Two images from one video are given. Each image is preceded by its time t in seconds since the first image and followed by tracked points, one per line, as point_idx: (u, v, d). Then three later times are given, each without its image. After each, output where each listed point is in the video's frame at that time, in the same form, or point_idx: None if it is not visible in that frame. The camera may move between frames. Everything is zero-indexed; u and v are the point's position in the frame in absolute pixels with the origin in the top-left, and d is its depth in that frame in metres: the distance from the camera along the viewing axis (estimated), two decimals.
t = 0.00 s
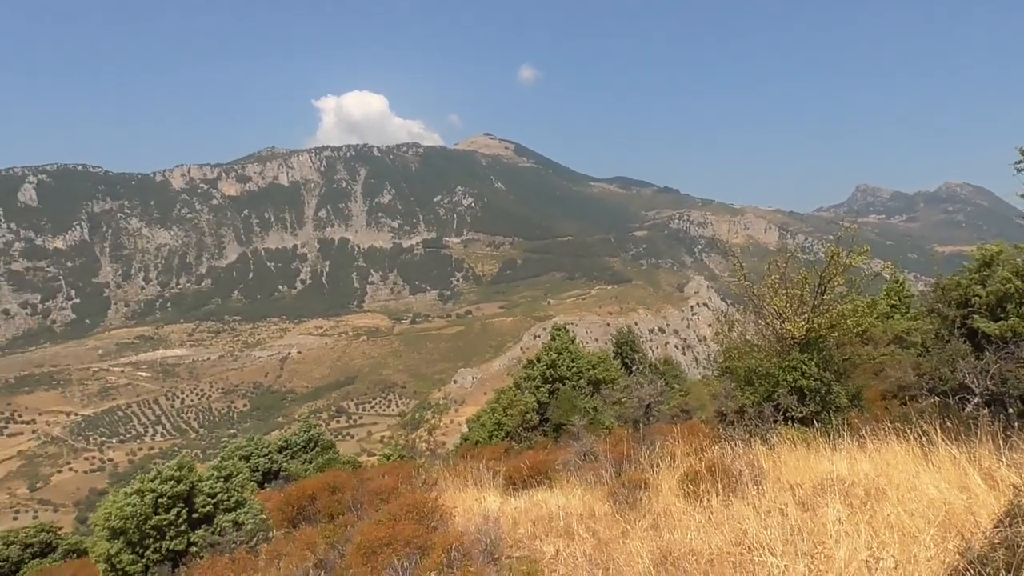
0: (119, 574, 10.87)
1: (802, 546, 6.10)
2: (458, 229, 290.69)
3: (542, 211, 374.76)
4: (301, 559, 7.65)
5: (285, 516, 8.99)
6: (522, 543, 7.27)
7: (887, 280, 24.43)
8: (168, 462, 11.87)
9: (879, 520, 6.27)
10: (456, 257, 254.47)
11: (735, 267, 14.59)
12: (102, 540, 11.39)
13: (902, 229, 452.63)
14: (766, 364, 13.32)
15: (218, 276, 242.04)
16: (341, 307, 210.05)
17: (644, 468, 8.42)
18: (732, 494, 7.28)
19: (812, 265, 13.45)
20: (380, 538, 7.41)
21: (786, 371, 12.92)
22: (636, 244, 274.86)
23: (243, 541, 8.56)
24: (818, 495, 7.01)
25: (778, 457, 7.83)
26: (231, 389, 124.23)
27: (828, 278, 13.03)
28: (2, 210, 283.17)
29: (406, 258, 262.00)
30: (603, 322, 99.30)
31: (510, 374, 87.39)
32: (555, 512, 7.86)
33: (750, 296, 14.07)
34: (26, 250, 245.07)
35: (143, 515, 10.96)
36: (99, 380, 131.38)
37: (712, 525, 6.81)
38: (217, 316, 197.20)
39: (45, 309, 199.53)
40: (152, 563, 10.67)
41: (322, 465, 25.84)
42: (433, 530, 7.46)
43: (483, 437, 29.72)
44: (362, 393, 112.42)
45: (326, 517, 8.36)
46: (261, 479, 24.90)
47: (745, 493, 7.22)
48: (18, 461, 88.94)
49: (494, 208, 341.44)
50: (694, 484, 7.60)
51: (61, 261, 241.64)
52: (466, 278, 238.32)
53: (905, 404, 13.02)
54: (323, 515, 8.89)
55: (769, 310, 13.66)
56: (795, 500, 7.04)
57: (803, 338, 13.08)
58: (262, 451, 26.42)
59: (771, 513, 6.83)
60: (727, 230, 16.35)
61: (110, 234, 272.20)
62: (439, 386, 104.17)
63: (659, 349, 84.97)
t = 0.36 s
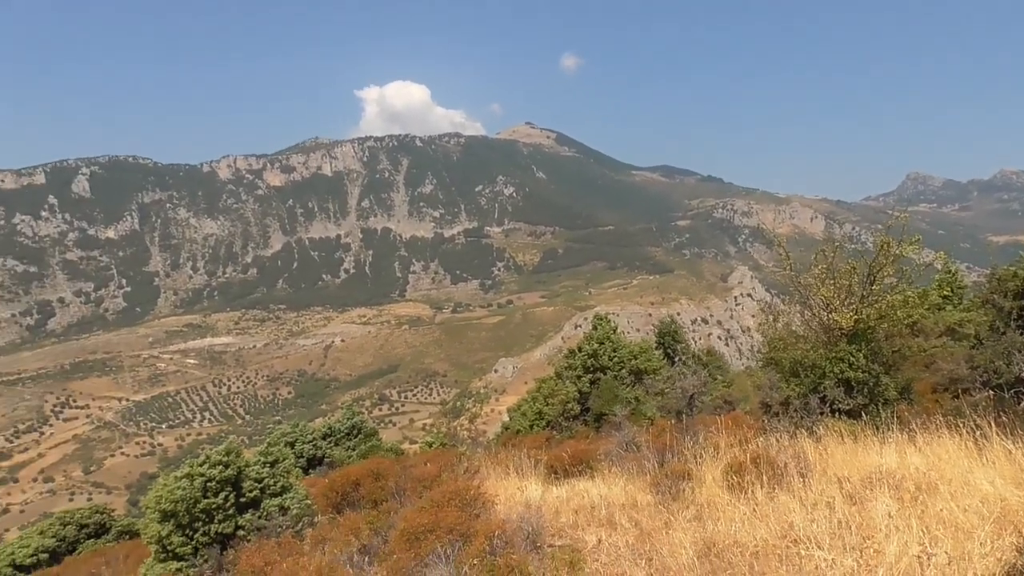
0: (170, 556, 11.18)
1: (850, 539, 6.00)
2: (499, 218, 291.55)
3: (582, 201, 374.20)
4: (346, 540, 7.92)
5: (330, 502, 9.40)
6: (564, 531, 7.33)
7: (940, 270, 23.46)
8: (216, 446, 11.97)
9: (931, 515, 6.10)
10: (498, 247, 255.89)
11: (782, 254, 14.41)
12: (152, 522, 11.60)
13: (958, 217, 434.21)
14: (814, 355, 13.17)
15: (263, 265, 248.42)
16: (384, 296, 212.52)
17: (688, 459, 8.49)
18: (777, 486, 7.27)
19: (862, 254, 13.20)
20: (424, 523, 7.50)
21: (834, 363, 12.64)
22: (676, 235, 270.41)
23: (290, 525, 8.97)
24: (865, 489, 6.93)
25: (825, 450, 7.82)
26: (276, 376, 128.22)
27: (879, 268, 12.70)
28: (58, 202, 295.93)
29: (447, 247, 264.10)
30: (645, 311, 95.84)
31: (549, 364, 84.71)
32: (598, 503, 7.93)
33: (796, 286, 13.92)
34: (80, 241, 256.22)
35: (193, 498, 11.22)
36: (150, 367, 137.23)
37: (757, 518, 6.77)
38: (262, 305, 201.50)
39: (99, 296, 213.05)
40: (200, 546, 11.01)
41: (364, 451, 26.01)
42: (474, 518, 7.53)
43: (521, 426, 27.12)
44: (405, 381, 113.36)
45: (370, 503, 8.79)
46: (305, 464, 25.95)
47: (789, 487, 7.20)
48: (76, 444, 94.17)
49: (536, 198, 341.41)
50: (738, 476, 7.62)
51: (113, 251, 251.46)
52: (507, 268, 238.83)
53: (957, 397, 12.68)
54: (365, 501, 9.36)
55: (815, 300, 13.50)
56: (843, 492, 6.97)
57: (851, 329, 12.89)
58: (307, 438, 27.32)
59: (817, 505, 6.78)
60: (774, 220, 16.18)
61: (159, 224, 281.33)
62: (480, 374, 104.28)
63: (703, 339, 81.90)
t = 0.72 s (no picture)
0: (219, 539, 12.00)
1: (900, 536, 5.88)
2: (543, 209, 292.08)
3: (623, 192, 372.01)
4: (391, 525, 8.30)
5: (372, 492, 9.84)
6: (607, 524, 7.32)
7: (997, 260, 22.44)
8: (264, 434, 12.76)
9: (986, 515, 5.96)
10: (539, 238, 257.13)
11: (832, 247, 14.24)
12: (203, 505, 12.39)
13: (1016, 208, 416.08)
14: (863, 349, 12.91)
15: (308, 255, 254.00)
16: (426, 286, 213.37)
17: (736, 453, 8.53)
18: (825, 482, 7.22)
19: (914, 245, 12.96)
20: (467, 512, 7.60)
21: (883, 357, 12.41)
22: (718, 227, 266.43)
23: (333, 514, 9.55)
24: (916, 485, 6.82)
25: (876, 445, 7.77)
26: (320, 364, 131.38)
27: (932, 260, 12.44)
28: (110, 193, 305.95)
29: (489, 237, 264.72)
30: (688, 303, 93.72)
31: (590, 354, 78.38)
32: (641, 496, 7.98)
33: (846, 279, 13.71)
34: (131, 230, 264.89)
35: (241, 483, 11.98)
36: (199, 354, 141.64)
37: (804, 512, 6.73)
38: (307, 294, 206.23)
39: (149, 285, 222.29)
40: (248, 530, 11.75)
41: (407, 440, 26.13)
42: (518, 507, 7.65)
43: (563, 418, 25.86)
44: (447, 370, 114.42)
45: (414, 493, 9.20)
46: (350, 452, 26.51)
47: (838, 481, 7.18)
48: (128, 428, 97.91)
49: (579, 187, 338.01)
50: (785, 469, 7.65)
51: (162, 241, 259.49)
52: (549, 258, 239.69)
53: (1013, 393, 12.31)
54: (406, 490, 9.80)
55: (865, 292, 13.30)
56: (896, 488, 6.85)
57: (902, 322, 12.65)
58: (352, 426, 27.87)
59: (868, 501, 6.66)
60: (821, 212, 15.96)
61: (206, 215, 288.71)
62: (522, 365, 104.28)
63: (747, 332, 81.41)
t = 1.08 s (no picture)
0: (269, 523, 12.58)
1: (955, 533, 5.74)
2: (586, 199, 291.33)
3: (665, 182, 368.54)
4: (439, 512, 8.74)
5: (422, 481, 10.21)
6: (653, 515, 7.45)
7: None
8: (312, 422, 13.30)
9: None
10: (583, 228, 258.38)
11: (886, 238, 13.92)
12: (254, 491, 13.03)
13: None
14: (916, 342, 12.65)
15: (354, 246, 257.96)
16: (470, 277, 214.39)
17: (784, 451, 8.86)
18: (876, 476, 7.23)
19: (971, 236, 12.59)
20: (513, 502, 7.78)
21: (937, 350, 12.14)
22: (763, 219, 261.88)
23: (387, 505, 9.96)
24: (972, 483, 6.67)
25: (929, 440, 7.71)
26: (366, 353, 133.91)
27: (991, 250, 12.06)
28: (164, 183, 310.20)
29: (533, 229, 266.44)
30: (736, 295, 91.89)
31: (636, 345, 77.28)
32: (689, 491, 8.23)
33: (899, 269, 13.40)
34: (183, 223, 271.08)
35: (291, 470, 12.56)
36: (248, 343, 145.37)
37: (854, 507, 6.66)
38: (354, 284, 210.63)
39: (200, 275, 228.43)
40: (297, 516, 12.25)
41: (454, 429, 26.66)
42: (565, 497, 7.84)
43: (609, 409, 26.10)
44: (491, 360, 114.92)
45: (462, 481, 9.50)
46: (397, 440, 27.16)
47: (891, 476, 7.14)
48: (180, 415, 101.06)
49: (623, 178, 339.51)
50: (835, 465, 7.73)
51: (213, 233, 266.84)
52: (593, 249, 239.53)
53: None
54: (454, 476, 11.39)
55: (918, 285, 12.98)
56: (948, 485, 6.73)
57: (957, 315, 12.32)
58: (397, 415, 28.31)
59: (920, 497, 6.58)
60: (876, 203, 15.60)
61: (254, 206, 294.89)
62: (566, 355, 103.92)
63: (796, 324, 80.30)
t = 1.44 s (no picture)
0: (324, 509, 13.23)
1: None
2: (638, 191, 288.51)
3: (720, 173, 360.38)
4: (489, 504, 9.88)
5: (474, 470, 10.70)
6: (705, 510, 7.82)
7: None
8: (366, 411, 13.87)
9: None
10: (634, 220, 255.60)
11: (948, 229, 13.38)
12: (307, 478, 13.59)
13: None
14: (980, 337, 12.44)
15: (407, 238, 263.03)
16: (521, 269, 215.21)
17: (842, 445, 9.02)
18: (939, 474, 7.09)
19: None
20: (566, 495, 8.41)
21: (1001, 346, 11.98)
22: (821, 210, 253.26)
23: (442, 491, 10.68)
24: None
25: (994, 439, 7.47)
26: (417, 344, 136.49)
27: None
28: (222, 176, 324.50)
29: (583, 221, 263.96)
30: (790, 288, 89.19)
31: (687, 339, 76.15)
32: (740, 488, 8.59)
33: (958, 260, 12.99)
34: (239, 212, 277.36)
35: (344, 458, 13.17)
36: (303, 333, 150.29)
37: (915, 505, 6.54)
38: (406, 276, 214.73)
39: (256, 265, 236.51)
40: (351, 503, 12.91)
41: (504, 420, 27.12)
42: (615, 491, 8.23)
43: (658, 403, 25.07)
44: (540, 352, 115.22)
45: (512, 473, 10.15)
46: (447, 429, 27.71)
47: (950, 473, 7.02)
48: (236, 402, 105.45)
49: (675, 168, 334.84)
50: (893, 461, 7.67)
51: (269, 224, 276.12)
52: (644, 241, 236.26)
53: None
54: (504, 468, 13.33)
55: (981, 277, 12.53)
56: (1013, 484, 6.54)
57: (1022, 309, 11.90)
58: (448, 404, 28.87)
59: (985, 496, 6.37)
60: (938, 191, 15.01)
61: (310, 198, 304.06)
62: (616, 348, 103.26)
63: (853, 317, 77.44)
